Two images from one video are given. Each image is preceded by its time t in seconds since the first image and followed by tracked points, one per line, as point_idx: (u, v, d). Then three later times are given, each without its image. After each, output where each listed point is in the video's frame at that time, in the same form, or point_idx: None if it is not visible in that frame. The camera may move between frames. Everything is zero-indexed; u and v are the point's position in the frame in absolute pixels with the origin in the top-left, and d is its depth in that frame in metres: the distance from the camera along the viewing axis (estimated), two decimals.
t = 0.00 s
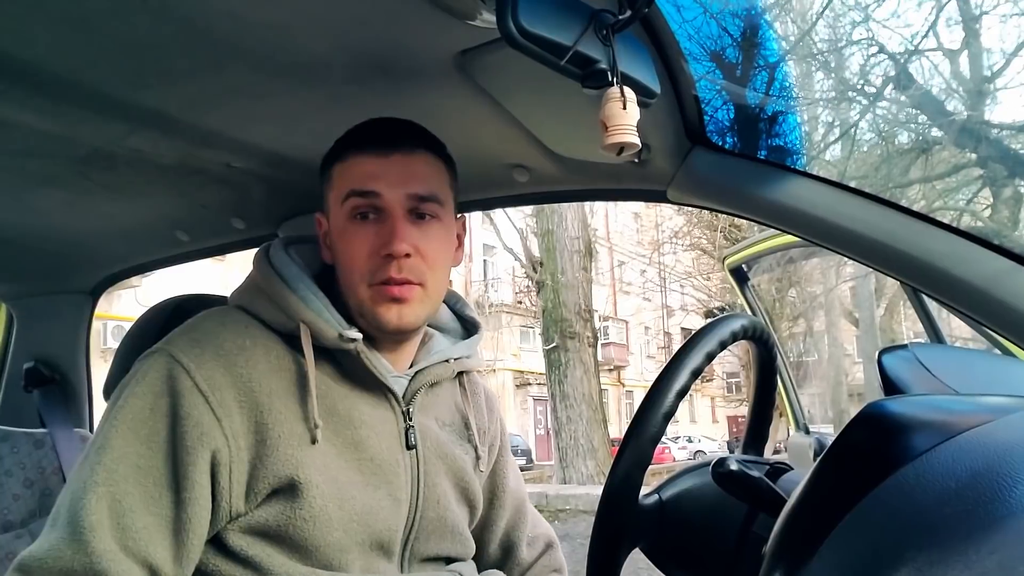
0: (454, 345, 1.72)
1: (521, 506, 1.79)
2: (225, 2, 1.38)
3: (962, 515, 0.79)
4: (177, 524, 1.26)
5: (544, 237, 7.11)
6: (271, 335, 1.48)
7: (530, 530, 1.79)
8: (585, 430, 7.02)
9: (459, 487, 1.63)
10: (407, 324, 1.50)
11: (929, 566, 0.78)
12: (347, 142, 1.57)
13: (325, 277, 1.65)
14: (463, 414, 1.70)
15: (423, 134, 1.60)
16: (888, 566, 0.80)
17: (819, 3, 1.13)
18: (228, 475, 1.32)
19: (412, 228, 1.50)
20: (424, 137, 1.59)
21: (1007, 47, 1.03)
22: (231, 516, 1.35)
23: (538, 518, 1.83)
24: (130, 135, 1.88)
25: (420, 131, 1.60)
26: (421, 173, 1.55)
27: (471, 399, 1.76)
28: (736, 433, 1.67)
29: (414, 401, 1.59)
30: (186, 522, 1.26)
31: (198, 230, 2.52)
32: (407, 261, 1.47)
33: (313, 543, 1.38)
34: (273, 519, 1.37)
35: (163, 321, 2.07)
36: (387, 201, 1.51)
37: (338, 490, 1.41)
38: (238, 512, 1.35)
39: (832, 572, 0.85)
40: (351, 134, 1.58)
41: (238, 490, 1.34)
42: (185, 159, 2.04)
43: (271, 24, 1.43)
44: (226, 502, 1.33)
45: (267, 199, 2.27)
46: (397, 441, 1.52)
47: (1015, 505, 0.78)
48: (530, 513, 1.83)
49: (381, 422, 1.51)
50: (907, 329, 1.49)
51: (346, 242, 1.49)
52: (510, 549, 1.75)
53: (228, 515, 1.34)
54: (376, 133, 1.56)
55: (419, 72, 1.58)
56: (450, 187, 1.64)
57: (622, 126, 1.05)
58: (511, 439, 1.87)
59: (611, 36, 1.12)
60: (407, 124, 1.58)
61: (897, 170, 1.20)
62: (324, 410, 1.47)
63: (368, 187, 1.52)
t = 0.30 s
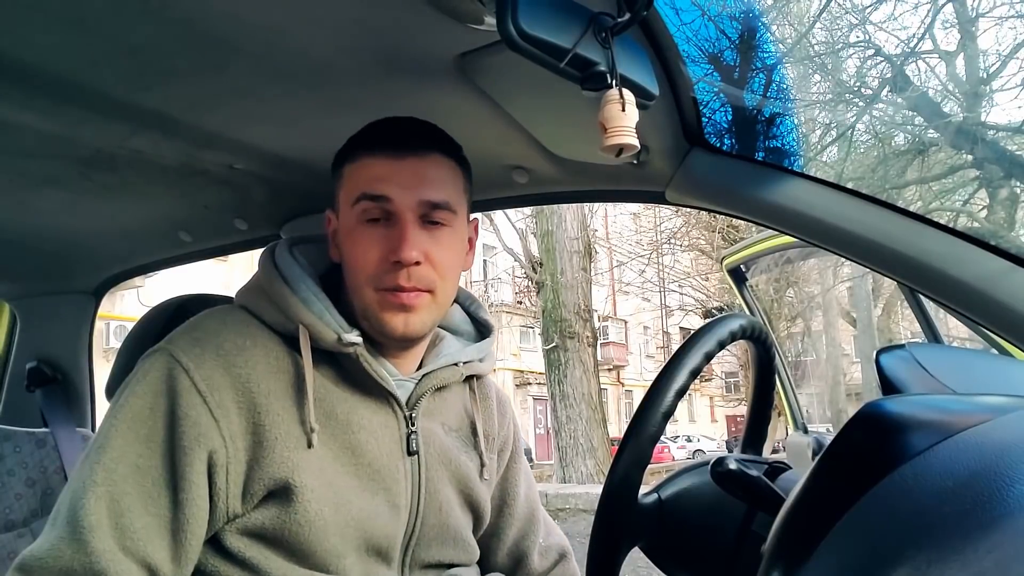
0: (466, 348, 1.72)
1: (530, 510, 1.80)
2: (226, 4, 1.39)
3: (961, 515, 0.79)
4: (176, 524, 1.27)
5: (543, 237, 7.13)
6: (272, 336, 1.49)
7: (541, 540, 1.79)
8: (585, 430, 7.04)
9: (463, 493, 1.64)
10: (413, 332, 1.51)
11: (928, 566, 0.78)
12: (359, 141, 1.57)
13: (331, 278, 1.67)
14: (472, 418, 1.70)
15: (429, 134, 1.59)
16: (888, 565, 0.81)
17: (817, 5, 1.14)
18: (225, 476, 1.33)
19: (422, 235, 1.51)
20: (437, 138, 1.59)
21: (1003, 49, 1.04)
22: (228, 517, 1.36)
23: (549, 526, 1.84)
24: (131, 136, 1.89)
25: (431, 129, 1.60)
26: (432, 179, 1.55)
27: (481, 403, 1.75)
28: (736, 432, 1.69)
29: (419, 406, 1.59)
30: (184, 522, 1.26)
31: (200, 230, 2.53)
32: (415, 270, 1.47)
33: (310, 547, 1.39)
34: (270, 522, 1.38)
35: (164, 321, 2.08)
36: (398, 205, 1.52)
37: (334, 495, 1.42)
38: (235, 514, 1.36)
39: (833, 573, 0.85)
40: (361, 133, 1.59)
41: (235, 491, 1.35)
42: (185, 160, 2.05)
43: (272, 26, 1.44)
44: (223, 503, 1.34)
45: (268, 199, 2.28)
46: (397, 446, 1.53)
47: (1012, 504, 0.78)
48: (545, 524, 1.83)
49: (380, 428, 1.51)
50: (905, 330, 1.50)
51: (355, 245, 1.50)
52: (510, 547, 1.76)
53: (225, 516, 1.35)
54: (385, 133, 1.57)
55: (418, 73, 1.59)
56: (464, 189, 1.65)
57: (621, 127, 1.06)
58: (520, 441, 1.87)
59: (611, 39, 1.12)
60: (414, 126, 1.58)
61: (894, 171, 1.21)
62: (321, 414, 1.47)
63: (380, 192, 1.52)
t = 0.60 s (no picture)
0: (471, 348, 1.70)
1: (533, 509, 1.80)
2: (226, 4, 1.38)
3: (960, 516, 0.79)
4: (176, 530, 1.26)
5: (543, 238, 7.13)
6: (273, 336, 1.49)
7: (545, 535, 1.80)
8: (585, 430, 7.05)
9: (466, 494, 1.64)
10: (418, 345, 1.51)
11: (928, 566, 0.77)
12: (365, 148, 1.56)
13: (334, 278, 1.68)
14: (476, 419, 1.69)
15: (433, 138, 1.59)
16: (889, 566, 0.80)
17: (818, 4, 1.14)
18: (228, 482, 1.33)
19: (429, 248, 1.50)
20: (440, 139, 1.60)
21: (1003, 49, 1.03)
22: (232, 523, 1.36)
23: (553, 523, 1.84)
24: (130, 136, 1.89)
25: (433, 129, 1.61)
26: (439, 191, 1.54)
27: (485, 403, 1.75)
28: (737, 432, 1.68)
29: (423, 408, 1.58)
30: (184, 528, 1.26)
31: (199, 230, 2.53)
32: (422, 284, 1.47)
33: (314, 552, 1.39)
34: (273, 527, 1.38)
35: (163, 321, 2.08)
36: (405, 218, 1.50)
37: (339, 500, 1.41)
38: (238, 519, 1.36)
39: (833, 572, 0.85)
40: (366, 138, 1.58)
41: (238, 497, 1.35)
42: (185, 160, 2.04)
43: (272, 26, 1.44)
44: (226, 509, 1.33)
45: (268, 199, 2.28)
46: (403, 449, 1.52)
47: (1013, 505, 0.78)
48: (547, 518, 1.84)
49: (386, 430, 1.51)
50: (905, 330, 1.50)
51: (361, 256, 1.49)
52: (511, 548, 1.76)
53: (228, 522, 1.35)
54: (389, 139, 1.56)
55: (418, 73, 1.58)
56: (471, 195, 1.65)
57: (621, 127, 1.05)
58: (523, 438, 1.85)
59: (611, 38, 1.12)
60: (416, 126, 1.59)
61: (895, 171, 1.20)
62: (327, 418, 1.47)
63: (387, 203, 1.51)
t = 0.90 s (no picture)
0: (468, 349, 1.71)
1: (529, 511, 1.80)
2: (226, 3, 1.38)
3: (961, 516, 0.79)
4: (175, 528, 1.26)
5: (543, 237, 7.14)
6: (272, 336, 1.48)
7: (536, 541, 1.80)
8: (585, 430, 7.05)
9: (464, 495, 1.64)
10: (415, 347, 1.51)
11: (928, 566, 0.77)
12: (362, 151, 1.56)
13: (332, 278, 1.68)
14: (474, 420, 1.70)
15: (431, 140, 1.59)
16: (888, 566, 0.80)
17: (818, 4, 1.14)
18: (226, 480, 1.33)
19: (426, 251, 1.50)
20: (437, 140, 1.60)
21: (1003, 49, 1.03)
22: (230, 521, 1.36)
23: (544, 528, 1.84)
24: (130, 136, 1.89)
25: (430, 130, 1.61)
26: (436, 193, 1.54)
27: (482, 404, 1.75)
28: (736, 432, 1.69)
29: (420, 407, 1.58)
30: (184, 526, 1.26)
31: (199, 230, 2.53)
32: (419, 287, 1.47)
33: (312, 551, 1.39)
34: (271, 525, 1.38)
35: (163, 321, 2.08)
36: (401, 221, 1.50)
37: (337, 498, 1.42)
38: (237, 517, 1.36)
39: (831, 572, 0.85)
40: (363, 140, 1.58)
41: (237, 495, 1.35)
42: (185, 160, 2.04)
43: (272, 25, 1.44)
44: (225, 507, 1.33)
45: (267, 199, 2.28)
46: (400, 449, 1.52)
47: (1013, 505, 0.78)
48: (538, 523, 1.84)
49: (382, 430, 1.51)
50: (905, 330, 1.50)
51: (358, 260, 1.49)
52: (510, 548, 1.76)
53: (227, 520, 1.35)
54: (387, 142, 1.56)
55: (417, 73, 1.58)
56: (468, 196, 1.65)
57: (620, 127, 1.05)
58: (518, 441, 1.87)
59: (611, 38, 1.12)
60: (413, 128, 1.59)
61: (895, 171, 1.20)
62: (326, 417, 1.47)
63: (384, 206, 1.51)
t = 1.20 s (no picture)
0: (468, 349, 1.71)
1: (530, 511, 1.79)
2: (227, 3, 1.38)
3: (961, 516, 0.79)
4: (174, 529, 1.26)
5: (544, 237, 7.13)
6: (272, 337, 1.48)
7: (536, 540, 1.79)
8: (585, 430, 7.05)
9: (464, 495, 1.64)
10: (416, 350, 1.52)
11: (929, 566, 0.77)
12: (363, 153, 1.55)
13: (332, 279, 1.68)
14: (474, 420, 1.70)
15: (432, 142, 1.58)
16: (889, 566, 0.80)
17: (819, 4, 1.14)
18: (226, 481, 1.32)
19: (427, 254, 1.50)
20: (438, 141, 1.59)
21: (1004, 48, 1.03)
22: (230, 522, 1.35)
23: (546, 528, 1.84)
24: (130, 136, 1.89)
25: (430, 130, 1.61)
26: (438, 196, 1.54)
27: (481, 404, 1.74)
28: (737, 432, 1.69)
29: (420, 407, 1.58)
30: (184, 527, 1.26)
31: (199, 230, 2.53)
32: (420, 291, 1.48)
33: (312, 551, 1.39)
34: (271, 526, 1.38)
35: (163, 321, 2.08)
36: (402, 224, 1.50)
37: (337, 499, 1.41)
38: (237, 518, 1.36)
39: (831, 573, 0.85)
40: (364, 142, 1.57)
41: (237, 496, 1.34)
42: (185, 160, 2.04)
43: (272, 25, 1.44)
44: (225, 508, 1.33)
45: (267, 199, 2.28)
46: (400, 449, 1.52)
47: (1014, 505, 0.77)
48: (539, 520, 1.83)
49: (382, 430, 1.51)
50: (906, 330, 1.50)
51: (359, 262, 1.49)
52: (512, 548, 1.76)
53: (227, 521, 1.35)
54: (389, 143, 1.55)
55: (417, 73, 1.58)
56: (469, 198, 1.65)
57: (620, 127, 1.05)
58: (518, 441, 1.87)
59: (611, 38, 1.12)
60: (414, 129, 1.58)
61: (895, 171, 1.20)
62: (326, 418, 1.47)
63: (385, 209, 1.51)
